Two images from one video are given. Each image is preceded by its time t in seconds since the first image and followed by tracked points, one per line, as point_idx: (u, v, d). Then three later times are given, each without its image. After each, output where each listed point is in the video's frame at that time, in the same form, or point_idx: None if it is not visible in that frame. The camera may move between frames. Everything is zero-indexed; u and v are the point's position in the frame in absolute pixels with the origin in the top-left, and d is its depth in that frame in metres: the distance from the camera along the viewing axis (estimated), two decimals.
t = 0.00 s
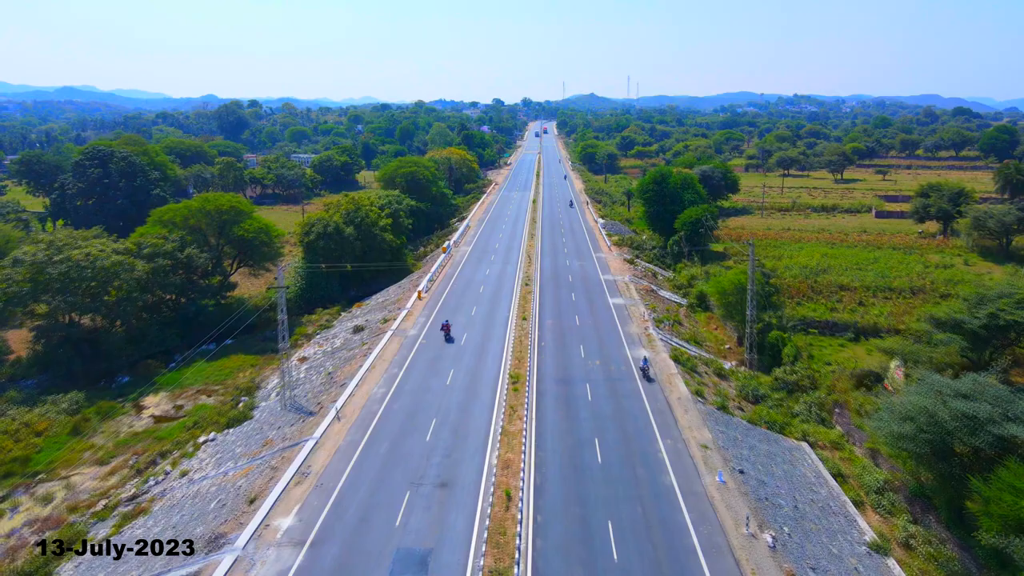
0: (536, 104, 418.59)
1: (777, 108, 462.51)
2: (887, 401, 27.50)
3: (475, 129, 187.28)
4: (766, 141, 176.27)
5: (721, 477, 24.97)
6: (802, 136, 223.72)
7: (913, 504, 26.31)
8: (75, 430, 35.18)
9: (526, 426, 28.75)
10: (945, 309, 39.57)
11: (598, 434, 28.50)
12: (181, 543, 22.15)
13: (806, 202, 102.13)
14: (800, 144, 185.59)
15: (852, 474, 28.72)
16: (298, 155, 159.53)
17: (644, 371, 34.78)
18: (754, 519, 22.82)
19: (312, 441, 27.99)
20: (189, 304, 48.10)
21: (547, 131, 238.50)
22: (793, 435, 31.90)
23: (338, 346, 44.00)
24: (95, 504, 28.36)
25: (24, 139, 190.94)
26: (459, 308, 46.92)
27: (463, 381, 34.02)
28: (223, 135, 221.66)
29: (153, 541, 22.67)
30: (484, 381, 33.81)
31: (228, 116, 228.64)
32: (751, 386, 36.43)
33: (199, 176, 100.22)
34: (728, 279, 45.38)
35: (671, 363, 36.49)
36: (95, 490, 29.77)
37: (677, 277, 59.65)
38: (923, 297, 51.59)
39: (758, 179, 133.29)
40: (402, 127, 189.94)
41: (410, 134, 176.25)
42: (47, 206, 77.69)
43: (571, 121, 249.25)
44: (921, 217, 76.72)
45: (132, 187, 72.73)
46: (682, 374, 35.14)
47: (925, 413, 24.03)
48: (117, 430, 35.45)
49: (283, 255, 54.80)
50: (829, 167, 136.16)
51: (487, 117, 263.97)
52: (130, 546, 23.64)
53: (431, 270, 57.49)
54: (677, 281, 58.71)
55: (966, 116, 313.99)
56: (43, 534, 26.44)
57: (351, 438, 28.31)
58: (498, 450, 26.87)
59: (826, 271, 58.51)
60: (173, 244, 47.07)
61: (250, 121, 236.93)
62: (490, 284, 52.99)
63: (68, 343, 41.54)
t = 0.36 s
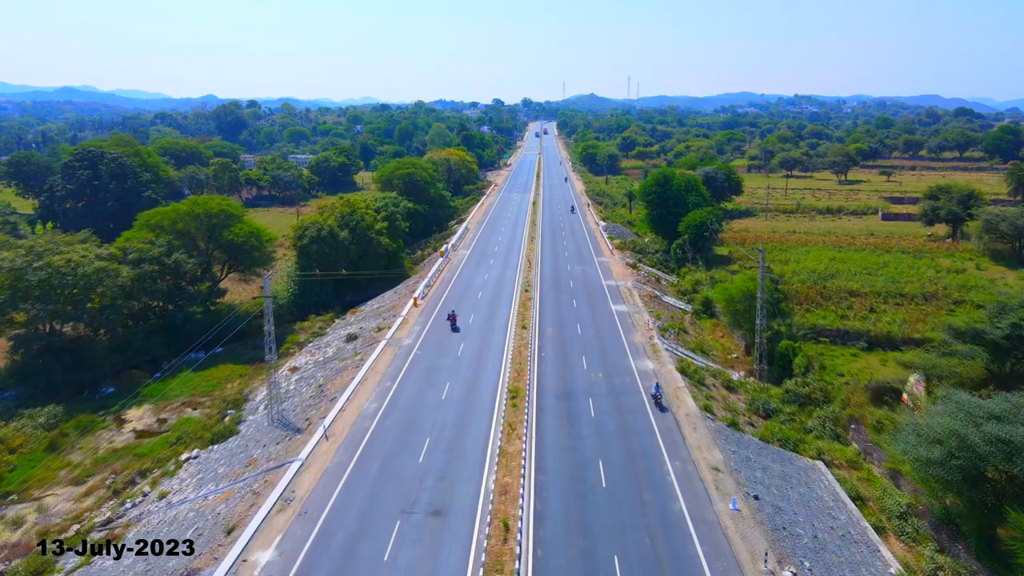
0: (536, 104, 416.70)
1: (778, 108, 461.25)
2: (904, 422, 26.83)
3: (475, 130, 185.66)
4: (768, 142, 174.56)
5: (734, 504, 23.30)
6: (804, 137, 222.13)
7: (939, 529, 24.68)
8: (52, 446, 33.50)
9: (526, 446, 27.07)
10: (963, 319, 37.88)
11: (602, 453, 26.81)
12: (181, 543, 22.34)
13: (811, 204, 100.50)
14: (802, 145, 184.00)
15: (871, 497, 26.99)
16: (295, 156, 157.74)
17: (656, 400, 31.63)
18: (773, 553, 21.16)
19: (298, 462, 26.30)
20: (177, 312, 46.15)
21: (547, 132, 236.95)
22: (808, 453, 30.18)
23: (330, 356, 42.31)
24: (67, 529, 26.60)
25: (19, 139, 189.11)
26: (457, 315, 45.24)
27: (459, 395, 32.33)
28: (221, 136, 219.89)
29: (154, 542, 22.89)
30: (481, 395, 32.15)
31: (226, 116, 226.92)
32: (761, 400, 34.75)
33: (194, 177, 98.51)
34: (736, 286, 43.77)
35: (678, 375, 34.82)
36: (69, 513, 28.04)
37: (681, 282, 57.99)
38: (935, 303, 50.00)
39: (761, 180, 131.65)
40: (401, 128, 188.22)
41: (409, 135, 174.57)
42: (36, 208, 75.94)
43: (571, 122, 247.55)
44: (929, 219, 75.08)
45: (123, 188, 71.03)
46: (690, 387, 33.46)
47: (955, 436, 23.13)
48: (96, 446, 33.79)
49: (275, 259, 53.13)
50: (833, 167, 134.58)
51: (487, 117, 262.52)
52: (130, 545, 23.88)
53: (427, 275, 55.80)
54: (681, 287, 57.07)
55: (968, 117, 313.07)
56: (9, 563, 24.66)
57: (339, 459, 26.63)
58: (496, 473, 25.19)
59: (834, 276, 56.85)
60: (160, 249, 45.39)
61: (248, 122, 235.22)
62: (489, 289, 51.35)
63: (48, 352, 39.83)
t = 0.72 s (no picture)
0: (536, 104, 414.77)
1: (779, 108, 459.91)
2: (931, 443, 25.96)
3: (474, 130, 183.94)
4: (771, 142, 172.82)
5: (751, 536, 21.57)
6: (806, 137, 220.46)
7: (971, 562, 22.94)
8: (25, 465, 31.72)
9: (525, 470, 25.33)
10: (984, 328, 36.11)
11: (607, 477, 25.06)
12: (181, 543, 22.49)
13: (816, 206, 98.77)
14: (805, 145, 182.36)
15: (894, 523, 25.13)
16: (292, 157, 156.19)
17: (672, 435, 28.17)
18: None
19: (281, 488, 24.57)
20: (164, 320, 44.73)
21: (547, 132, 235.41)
22: (825, 474, 28.35)
23: (321, 366, 40.57)
24: (34, 558, 24.77)
25: (14, 139, 187.32)
26: (454, 323, 43.46)
27: (455, 411, 30.58)
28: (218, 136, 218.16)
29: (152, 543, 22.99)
30: (478, 412, 30.39)
31: (224, 116, 225.16)
32: (772, 415, 33.05)
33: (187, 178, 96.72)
34: (745, 294, 42.01)
35: (686, 389, 33.05)
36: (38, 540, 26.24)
37: (686, 288, 56.27)
38: (950, 311, 48.30)
39: (764, 181, 129.95)
40: (399, 128, 186.50)
41: (408, 136, 172.85)
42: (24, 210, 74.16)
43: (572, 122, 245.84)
44: (939, 222, 73.35)
45: (112, 190, 69.26)
46: (699, 403, 31.69)
47: (992, 464, 21.66)
48: (72, 464, 32.15)
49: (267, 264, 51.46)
50: (837, 168, 132.90)
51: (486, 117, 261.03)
52: (129, 546, 24.21)
53: (424, 280, 54.09)
54: (686, 292, 55.34)
55: (970, 117, 311.65)
56: None
57: (325, 484, 24.88)
58: (493, 502, 23.45)
59: (844, 281, 55.13)
60: (145, 255, 43.70)
61: (246, 122, 233.53)
62: (487, 296, 49.59)
63: (26, 363, 38.08)
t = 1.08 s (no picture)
0: (536, 104, 413.35)
1: (779, 109, 458.28)
2: (960, 473, 25.32)
3: (474, 131, 182.20)
4: (773, 142, 171.12)
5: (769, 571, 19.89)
6: (807, 137, 218.89)
7: None
8: None
9: (525, 495, 23.65)
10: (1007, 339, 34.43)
11: (613, 502, 23.38)
12: (181, 543, 22.53)
13: (821, 208, 97.11)
14: (807, 146, 180.81)
15: (920, 553, 23.45)
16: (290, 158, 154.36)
17: (690, 478, 24.62)
18: None
19: (262, 516, 22.90)
20: (149, 327, 42.75)
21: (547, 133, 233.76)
22: (843, 497, 26.65)
23: (311, 377, 38.86)
24: None
25: (9, 140, 185.38)
26: (451, 331, 41.75)
27: (451, 428, 28.88)
28: (216, 137, 216.26)
29: (152, 542, 23.30)
30: (475, 429, 28.68)
31: (222, 117, 223.30)
32: (785, 430, 31.34)
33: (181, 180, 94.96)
34: (754, 302, 40.32)
35: (694, 404, 31.34)
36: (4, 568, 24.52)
37: (690, 293, 54.61)
38: (964, 318, 46.65)
39: (767, 182, 128.36)
40: (398, 129, 184.75)
41: (406, 136, 171.08)
42: (12, 212, 72.37)
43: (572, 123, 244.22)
44: (949, 225, 71.66)
45: (101, 192, 67.53)
46: (709, 419, 30.00)
47: None
48: (46, 483, 30.48)
49: (257, 269, 49.73)
50: (841, 169, 131.19)
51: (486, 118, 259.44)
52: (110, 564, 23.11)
53: (421, 285, 52.40)
54: (690, 298, 53.64)
55: (971, 117, 310.72)
56: None
57: (309, 511, 23.20)
58: (490, 532, 21.77)
59: (854, 286, 53.44)
60: (129, 260, 41.97)
61: (244, 123, 231.66)
62: (486, 302, 47.91)
63: (2, 373, 36.30)
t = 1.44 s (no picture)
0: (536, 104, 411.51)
1: (780, 109, 456.45)
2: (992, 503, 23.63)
3: (473, 131, 180.44)
4: (776, 142, 169.25)
5: None
6: (810, 137, 217.11)
7: None
8: None
9: (523, 526, 21.94)
10: None
11: (619, 534, 21.64)
12: (181, 543, 22.48)
13: (826, 210, 95.34)
14: (810, 146, 178.94)
15: None
16: (287, 159, 152.54)
17: (714, 534, 21.28)
18: None
19: (240, 549, 21.24)
20: (132, 336, 40.91)
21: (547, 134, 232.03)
22: (864, 523, 24.84)
23: (301, 390, 37.12)
24: None
25: (4, 140, 183.64)
26: (448, 341, 40.03)
27: (444, 449, 27.12)
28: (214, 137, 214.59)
29: (152, 543, 23.24)
30: (472, 450, 26.97)
31: (220, 117, 221.49)
32: (800, 448, 29.52)
33: (175, 181, 93.25)
34: (764, 311, 38.59)
35: (704, 421, 29.58)
36: None
37: (695, 298, 52.86)
38: (981, 326, 44.91)
39: (770, 183, 126.60)
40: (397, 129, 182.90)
41: (405, 137, 169.43)
42: None
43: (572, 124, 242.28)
44: (960, 227, 69.90)
45: (90, 195, 65.84)
46: (720, 439, 28.23)
47: None
48: (16, 506, 28.76)
49: (247, 274, 47.98)
50: (845, 170, 129.39)
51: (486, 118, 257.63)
52: None
53: (417, 291, 50.70)
54: (696, 304, 51.91)
55: (973, 117, 308.99)
56: None
57: (290, 544, 21.50)
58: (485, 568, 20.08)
59: (865, 291, 51.68)
60: (112, 267, 40.24)
61: (242, 123, 229.92)
62: (484, 309, 46.18)
63: None
